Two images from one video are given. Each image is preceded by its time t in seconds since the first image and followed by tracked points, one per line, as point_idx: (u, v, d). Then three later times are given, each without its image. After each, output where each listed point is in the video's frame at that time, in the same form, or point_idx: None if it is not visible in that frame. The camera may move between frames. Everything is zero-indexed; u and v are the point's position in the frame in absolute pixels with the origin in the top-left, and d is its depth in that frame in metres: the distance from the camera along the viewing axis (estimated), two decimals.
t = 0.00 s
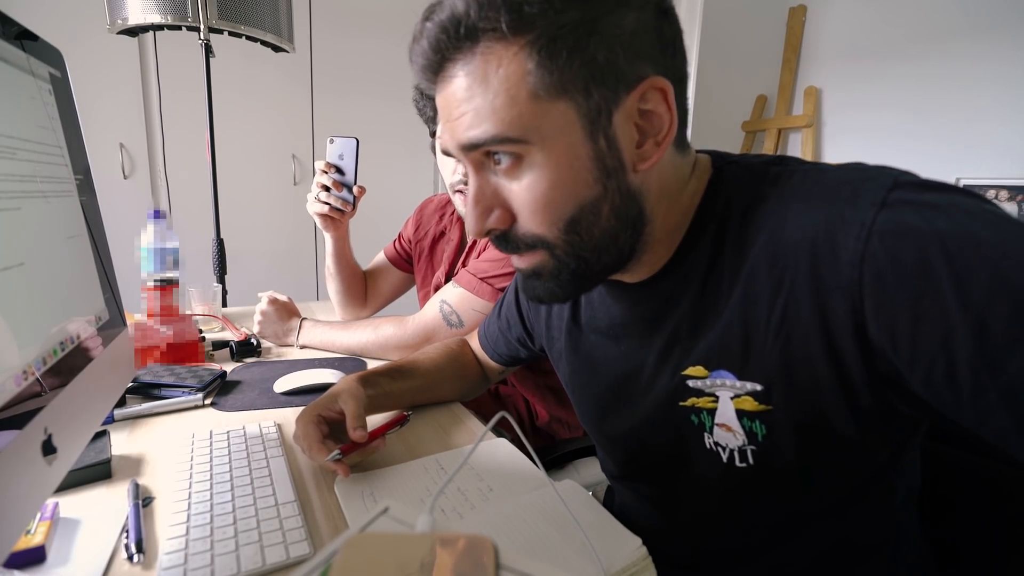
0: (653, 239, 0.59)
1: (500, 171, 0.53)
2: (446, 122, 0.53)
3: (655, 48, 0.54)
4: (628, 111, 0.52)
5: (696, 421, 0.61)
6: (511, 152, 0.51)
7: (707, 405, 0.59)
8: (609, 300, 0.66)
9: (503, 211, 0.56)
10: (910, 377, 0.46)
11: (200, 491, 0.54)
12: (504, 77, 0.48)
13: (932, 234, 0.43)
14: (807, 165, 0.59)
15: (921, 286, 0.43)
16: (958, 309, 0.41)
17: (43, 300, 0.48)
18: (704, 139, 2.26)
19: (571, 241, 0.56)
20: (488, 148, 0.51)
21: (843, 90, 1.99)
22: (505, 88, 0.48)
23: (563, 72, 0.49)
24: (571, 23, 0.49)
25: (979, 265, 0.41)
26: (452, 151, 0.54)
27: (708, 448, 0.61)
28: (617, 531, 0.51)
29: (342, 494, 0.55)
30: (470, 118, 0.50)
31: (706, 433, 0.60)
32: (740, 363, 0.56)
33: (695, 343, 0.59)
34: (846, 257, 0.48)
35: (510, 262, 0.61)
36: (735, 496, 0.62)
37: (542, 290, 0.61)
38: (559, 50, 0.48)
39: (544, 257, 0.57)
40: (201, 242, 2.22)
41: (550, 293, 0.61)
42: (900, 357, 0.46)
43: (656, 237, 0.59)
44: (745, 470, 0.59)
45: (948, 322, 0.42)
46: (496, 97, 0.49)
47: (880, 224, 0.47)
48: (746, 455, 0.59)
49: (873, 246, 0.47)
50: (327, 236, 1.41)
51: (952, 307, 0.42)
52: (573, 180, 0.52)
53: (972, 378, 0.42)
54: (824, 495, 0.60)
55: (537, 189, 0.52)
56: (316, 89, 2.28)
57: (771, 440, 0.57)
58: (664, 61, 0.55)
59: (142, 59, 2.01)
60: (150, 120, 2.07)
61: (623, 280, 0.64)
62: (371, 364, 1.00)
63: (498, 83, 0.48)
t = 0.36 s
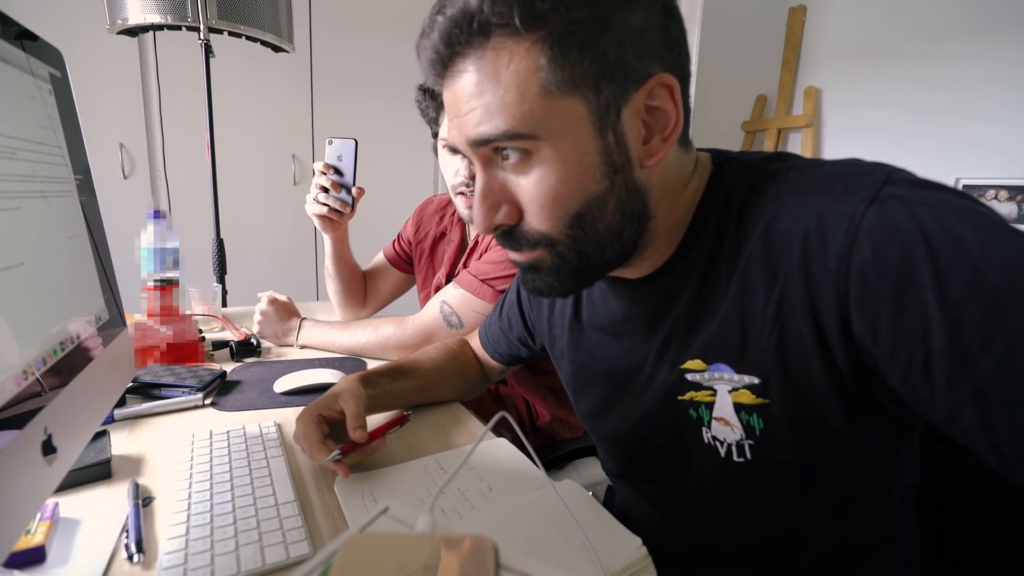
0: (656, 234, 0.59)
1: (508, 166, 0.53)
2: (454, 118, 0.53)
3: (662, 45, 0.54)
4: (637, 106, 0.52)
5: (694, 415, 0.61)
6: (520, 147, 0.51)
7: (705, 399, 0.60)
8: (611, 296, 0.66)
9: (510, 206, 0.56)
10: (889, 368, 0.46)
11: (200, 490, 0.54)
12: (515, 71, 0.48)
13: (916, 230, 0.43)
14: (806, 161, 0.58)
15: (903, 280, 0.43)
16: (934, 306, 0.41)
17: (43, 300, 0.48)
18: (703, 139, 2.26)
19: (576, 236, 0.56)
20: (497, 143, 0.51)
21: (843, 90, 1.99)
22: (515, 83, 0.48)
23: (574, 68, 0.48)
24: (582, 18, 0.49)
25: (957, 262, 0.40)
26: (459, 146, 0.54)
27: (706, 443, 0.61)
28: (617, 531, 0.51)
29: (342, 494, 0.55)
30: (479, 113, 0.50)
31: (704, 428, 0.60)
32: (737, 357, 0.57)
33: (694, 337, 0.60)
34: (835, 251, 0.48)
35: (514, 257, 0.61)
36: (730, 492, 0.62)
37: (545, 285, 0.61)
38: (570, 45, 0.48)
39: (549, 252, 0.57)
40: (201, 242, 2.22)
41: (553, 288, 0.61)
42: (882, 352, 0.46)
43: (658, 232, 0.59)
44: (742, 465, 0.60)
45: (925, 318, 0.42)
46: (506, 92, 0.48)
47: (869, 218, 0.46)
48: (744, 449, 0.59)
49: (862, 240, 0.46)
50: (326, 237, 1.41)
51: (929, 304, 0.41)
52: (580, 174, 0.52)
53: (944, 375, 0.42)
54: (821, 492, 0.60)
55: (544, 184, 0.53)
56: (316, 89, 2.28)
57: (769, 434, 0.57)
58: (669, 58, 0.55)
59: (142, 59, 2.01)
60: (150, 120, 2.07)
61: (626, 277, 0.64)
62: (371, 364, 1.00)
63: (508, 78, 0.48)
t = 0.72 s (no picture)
0: (648, 236, 0.59)
1: (494, 175, 0.53)
2: (441, 128, 0.53)
3: (646, 49, 0.53)
4: (621, 113, 0.52)
5: (688, 415, 0.61)
6: (504, 158, 0.51)
7: (699, 399, 0.60)
8: (606, 297, 0.66)
9: (498, 214, 0.56)
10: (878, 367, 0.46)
11: (201, 491, 0.54)
12: (496, 84, 0.48)
13: (901, 229, 0.43)
14: (799, 159, 0.58)
15: (889, 278, 0.43)
16: (919, 305, 0.41)
17: (44, 300, 0.48)
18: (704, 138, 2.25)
19: (565, 241, 0.56)
20: (482, 154, 0.51)
21: (843, 90, 1.99)
22: (497, 95, 0.48)
23: (555, 77, 0.48)
24: (561, 27, 0.48)
25: (942, 260, 0.40)
26: (447, 156, 0.54)
27: (700, 442, 0.61)
28: (616, 530, 0.51)
29: (342, 494, 0.55)
30: (464, 125, 0.50)
31: (698, 427, 0.61)
32: (730, 357, 0.57)
33: (686, 338, 0.60)
34: (823, 250, 0.48)
35: (506, 262, 0.61)
36: (725, 491, 0.62)
37: (538, 291, 0.61)
38: (551, 53, 0.48)
39: (538, 258, 0.57)
40: (201, 242, 2.22)
41: (544, 293, 0.61)
42: (871, 353, 0.46)
43: (648, 235, 0.59)
44: (737, 465, 0.60)
45: (912, 316, 0.42)
46: (488, 105, 0.49)
47: (855, 218, 0.46)
48: (738, 449, 0.59)
49: (847, 241, 0.46)
50: (326, 238, 1.41)
51: (915, 303, 0.42)
52: (564, 183, 0.52)
53: (931, 373, 0.42)
54: (816, 492, 0.60)
55: (530, 193, 0.53)
56: (316, 89, 2.28)
57: (763, 434, 0.57)
58: (654, 61, 0.54)
59: (142, 59, 2.01)
60: (150, 120, 2.07)
61: (620, 279, 0.64)
62: (371, 364, 1.00)
63: (490, 90, 0.48)
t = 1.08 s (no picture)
0: (648, 228, 0.59)
1: (499, 145, 0.53)
2: (452, 97, 0.54)
3: (659, 39, 0.54)
4: (630, 96, 0.53)
5: (688, 411, 0.61)
6: (511, 126, 0.51)
7: (699, 396, 0.60)
8: (607, 294, 0.66)
9: (500, 185, 0.55)
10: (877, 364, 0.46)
11: (201, 491, 0.54)
12: (512, 51, 0.49)
13: (898, 224, 0.43)
14: (799, 157, 0.58)
15: (886, 273, 0.43)
16: (916, 299, 0.41)
17: (43, 301, 0.48)
18: (703, 139, 2.25)
19: (562, 218, 0.55)
20: (490, 122, 0.51)
21: (843, 90, 1.99)
22: (511, 62, 0.49)
23: (569, 52, 0.49)
24: (580, 7, 0.50)
25: (938, 253, 0.40)
26: (454, 125, 0.54)
27: (700, 439, 0.61)
28: (617, 531, 0.51)
29: (342, 495, 0.55)
30: (474, 91, 0.50)
31: (698, 424, 0.61)
32: (730, 354, 0.57)
33: (686, 334, 0.60)
34: (819, 247, 0.48)
35: (502, 239, 0.60)
36: (725, 489, 0.62)
37: (531, 269, 0.60)
38: (568, 29, 0.49)
39: (535, 234, 0.57)
40: (201, 242, 2.22)
41: (538, 273, 0.60)
42: (869, 349, 0.46)
43: (649, 223, 0.59)
44: (738, 462, 0.59)
45: (909, 311, 0.42)
46: (502, 70, 0.49)
47: (852, 213, 0.46)
48: (738, 446, 0.59)
49: (844, 237, 0.46)
50: (326, 239, 1.41)
51: (912, 297, 0.42)
52: (569, 156, 0.52)
53: (930, 368, 0.41)
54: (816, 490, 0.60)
55: (533, 164, 0.52)
56: (316, 89, 2.28)
57: (762, 431, 0.57)
58: (666, 54, 0.55)
59: (142, 59, 2.01)
60: (150, 120, 2.07)
61: (621, 272, 0.64)
62: (371, 364, 1.00)
63: (505, 56, 0.49)
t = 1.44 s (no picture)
0: (645, 224, 0.60)
1: (501, 137, 0.54)
2: (455, 90, 0.54)
3: (660, 36, 0.54)
4: (628, 92, 0.53)
5: (686, 410, 0.61)
6: (511, 119, 0.51)
7: (698, 394, 0.59)
8: (605, 292, 0.66)
9: (500, 176, 0.56)
10: (873, 363, 0.46)
11: (200, 491, 0.54)
12: (514, 44, 0.49)
13: (892, 223, 0.43)
14: (796, 157, 0.58)
15: (879, 272, 0.43)
16: (908, 297, 0.41)
17: (43, 301, 0.48)
18: (703, 139, 2.26)
19: (560, 210, 0.56)
20: (492, 113, 0.52)
21: (843, 90, 1.99)
22: (513, 55, 0.49)
23: (570, 47, 0.49)
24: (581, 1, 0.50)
25: (929, 252, 0.40)
26: (458, 118, 0.55)
27: (698, 438, 0.61)
28: (617, 531, 0.51)
29: (342, 496, 0.55)
30: (476, 83, 0.51)
31: (697, 423, 0.60)
32: (728, 352, 0.57)
33: (684, 333, 0.60)
34: (813, 246, 0.48)
35: (502, 231, 0.61)
36: (724, 488, 0.62)
37: (529, 262, 0.61)
38: (569, 24, 0.49)
39: (534, 226, 0.57)
40: (201, 242, 2.22)
41: (535, 266, 0.61)
42: (863, 348, 0.46)
43: (646, 218, 0.59)
44: (735, 461, 0.59)
45: (901, 308, 0.42)
46: (503, 63, 0.49)
47: (846, 212, 0.46)
48: (736, 445, 0.59)
49: (838, 235, 0.46)
50: (327, 241, 1.41)
51: (903, 294, 0.42)
52: (568, 148, 0.52)
53: (924, 366, 0.41)
54: (813, 489, 0.60)
55: (533, 156, 0.53)
56: (316, 89, 2.28)
57: (759, 430, 0.57)
58: (667, 50, 0.55)
59: (142, 60, 2.01)
60: (150, 120, 2.07)
61: (621, 268, 0.64)
62: (371, 364, 1.00)
63: (507, 49, 0.49)
